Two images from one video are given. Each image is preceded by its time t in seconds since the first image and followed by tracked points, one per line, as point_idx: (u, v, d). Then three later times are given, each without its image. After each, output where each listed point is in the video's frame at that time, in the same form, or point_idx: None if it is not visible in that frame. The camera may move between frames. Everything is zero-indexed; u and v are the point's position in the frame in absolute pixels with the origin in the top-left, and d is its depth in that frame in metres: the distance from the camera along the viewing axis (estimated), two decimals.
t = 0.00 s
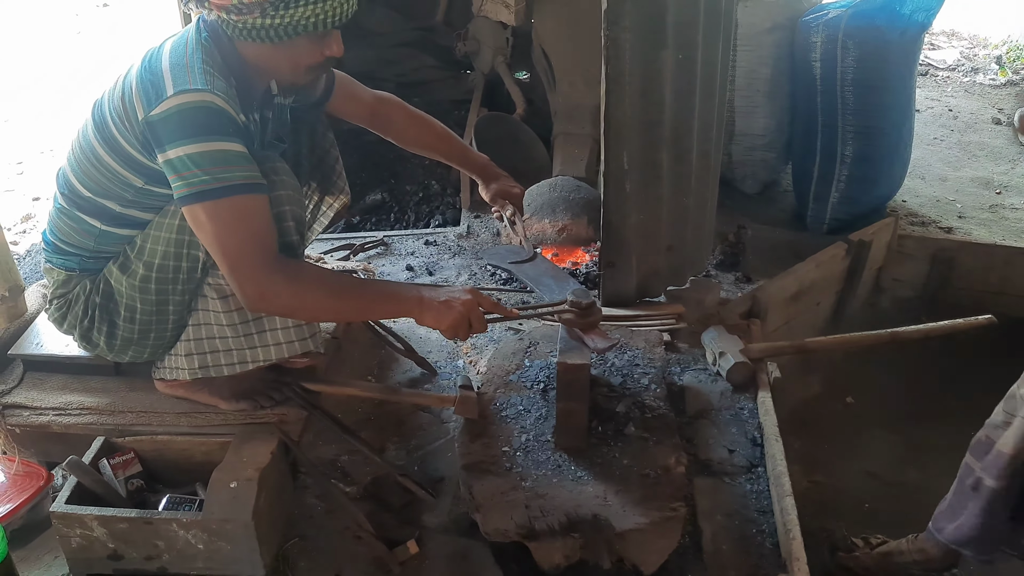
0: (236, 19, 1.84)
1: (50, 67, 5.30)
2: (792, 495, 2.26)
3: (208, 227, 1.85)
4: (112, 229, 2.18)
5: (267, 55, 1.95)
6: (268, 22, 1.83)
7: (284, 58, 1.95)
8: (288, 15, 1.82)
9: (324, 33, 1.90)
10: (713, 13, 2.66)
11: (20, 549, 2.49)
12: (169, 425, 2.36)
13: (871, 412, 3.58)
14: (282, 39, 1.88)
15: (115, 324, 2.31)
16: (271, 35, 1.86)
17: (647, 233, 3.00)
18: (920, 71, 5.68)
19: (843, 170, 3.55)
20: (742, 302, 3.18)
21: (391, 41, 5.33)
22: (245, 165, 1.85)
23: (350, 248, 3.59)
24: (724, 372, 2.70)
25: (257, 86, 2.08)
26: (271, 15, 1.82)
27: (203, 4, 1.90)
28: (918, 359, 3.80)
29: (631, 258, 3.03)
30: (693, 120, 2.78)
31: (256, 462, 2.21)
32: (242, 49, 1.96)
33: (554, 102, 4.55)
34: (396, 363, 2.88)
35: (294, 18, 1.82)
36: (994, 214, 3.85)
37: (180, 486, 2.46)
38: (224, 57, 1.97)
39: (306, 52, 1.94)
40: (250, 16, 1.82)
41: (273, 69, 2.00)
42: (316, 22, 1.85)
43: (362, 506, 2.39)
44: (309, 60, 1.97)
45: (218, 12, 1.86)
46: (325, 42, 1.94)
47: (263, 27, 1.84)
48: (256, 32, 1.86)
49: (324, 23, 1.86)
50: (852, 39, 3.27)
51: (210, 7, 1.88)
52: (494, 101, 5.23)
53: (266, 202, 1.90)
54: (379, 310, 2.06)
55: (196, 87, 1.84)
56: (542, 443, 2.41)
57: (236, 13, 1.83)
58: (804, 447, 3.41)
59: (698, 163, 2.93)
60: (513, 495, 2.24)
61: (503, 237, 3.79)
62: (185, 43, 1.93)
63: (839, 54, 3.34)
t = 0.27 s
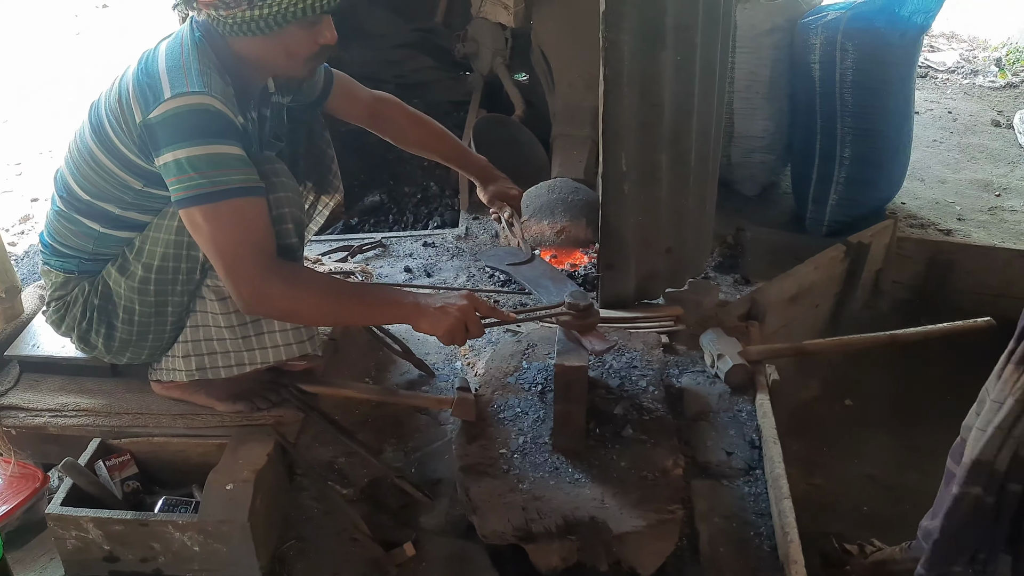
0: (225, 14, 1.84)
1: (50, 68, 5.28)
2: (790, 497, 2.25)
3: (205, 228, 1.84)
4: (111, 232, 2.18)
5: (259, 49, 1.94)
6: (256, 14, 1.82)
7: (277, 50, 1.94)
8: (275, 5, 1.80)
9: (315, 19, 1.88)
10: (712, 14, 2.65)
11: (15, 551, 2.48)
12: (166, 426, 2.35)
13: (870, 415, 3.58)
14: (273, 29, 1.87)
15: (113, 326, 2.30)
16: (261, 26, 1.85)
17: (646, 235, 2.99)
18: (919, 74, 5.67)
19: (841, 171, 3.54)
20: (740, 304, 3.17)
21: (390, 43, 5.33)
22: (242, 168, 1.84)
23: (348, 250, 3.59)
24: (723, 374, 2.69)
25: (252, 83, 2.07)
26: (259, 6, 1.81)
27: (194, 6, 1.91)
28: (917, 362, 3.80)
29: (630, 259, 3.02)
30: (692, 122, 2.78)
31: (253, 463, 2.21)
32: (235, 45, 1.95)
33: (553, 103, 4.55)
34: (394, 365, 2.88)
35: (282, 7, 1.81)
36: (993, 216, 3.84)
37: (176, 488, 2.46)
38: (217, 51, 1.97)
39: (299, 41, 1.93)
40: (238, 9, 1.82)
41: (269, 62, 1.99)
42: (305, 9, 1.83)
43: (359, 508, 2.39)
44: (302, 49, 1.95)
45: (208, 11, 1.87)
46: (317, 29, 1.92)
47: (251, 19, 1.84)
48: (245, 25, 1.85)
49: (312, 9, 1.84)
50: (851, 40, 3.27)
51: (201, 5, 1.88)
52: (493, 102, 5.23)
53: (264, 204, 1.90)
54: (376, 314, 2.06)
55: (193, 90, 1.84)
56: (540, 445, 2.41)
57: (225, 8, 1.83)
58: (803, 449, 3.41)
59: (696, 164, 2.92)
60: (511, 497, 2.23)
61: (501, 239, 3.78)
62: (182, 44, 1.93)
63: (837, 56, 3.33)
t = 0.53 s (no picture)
0: (225, 18, 1.83)
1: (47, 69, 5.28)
2: (787, 498, 2.25)
3: (202, 230, 1.84)
4: (108, 233, 2.17)
5: (257, 54, 1.94)
6: (258, 19, 1.82)
7: (276, 56, 1.95)
8: (277, 12, 1.81)
9: (314, 29, 1.90)
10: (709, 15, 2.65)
11: (10, 553, 2.47)
12: (161, 427, 2.34)
13: (868, 416, 3.57)
14: (272, 36, 1.87)
15: (109, 327, 2.29)
16: (261, 32, 1.85)
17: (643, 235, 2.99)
18: (918, 74, 5.68)
19: (840, 172, 3.54)
20: (738, 305, 3.17)
21: (388, 44, 5.34)
22: (238, 171, 1.84)
23: (346, 251, 3.58)
24: (721, 374, 2.67)
25: (250, 87, 2.07)
26: (261, 12, 1.81)
27: (191, 4, 1.88)
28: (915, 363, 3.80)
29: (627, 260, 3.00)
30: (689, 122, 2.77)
31: (249, 465, 2.20)
32: (234, 50, 1.95)
33: (550, 104, 4.54)
34: (391, 366, 2.87)
35: (284, 13, 1.81)
36: (991, 217, 3.84)
37: (172, 490, 2.45)
38: (214, 53, 1.96)
39: (298, 48, 1.94)
40: (239, 14, 1.82)
41: (265, 66, 1.99)
42: (308, 17, 1.84)
43: (355, 509, 2.38)
44: (302, 56, 1.96)
45: (206, 12, 1.85)
46: (317, 37, 1.93)
47: (251, 25, 1.84)
48: (245, 30, 1.85)
49: (315, 17, 1.86)
50: (848, 42, 3.26)
51: (198, 7, 1.86)
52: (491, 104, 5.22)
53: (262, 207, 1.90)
54: (374, 318, 2.06)
55: (190, 92, 1.84)
56: (537, 446, 2.40)
57: (225, 12, 1.82)
58: (801, 450, 3.40)
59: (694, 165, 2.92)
60: (507, 499, 2.23)
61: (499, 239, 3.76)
62: (180, 44, 1.92)
63: (835, 57, 3.33)
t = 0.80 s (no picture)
0: (239, 40, 1.82)
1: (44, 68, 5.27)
2: (786, 498, 2.24)
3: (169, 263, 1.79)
4: (107, 244, 2.15)
5: (269, 75, 1.92)
6: (273, 42, 1.81)
7: (287, 76, 1.92)
8: (293, 35, 1.80)
9: (329, 52, 1.89)
10: (707, 14, 2.63)
11: (7, 553, 2.47)
12: (158, 427, 2.34)
13: (867, 415, 3.57)
14: (286, 59, 1.86)
15: (106, 336, 2.28)
16: (275, 55, 1.84)
17: (641, 235, 2.98)
18: (916, 74, 5.68)
19: (838, 172, 3.56)
20: (736, 304, 3.16)
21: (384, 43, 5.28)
22: (218, 209, 1.78)
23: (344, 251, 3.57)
24: (718, 374, 2.69)
25: (252, 105, 2.03)
26: (276, 35, 1.80)
27: (203, 24, 1.86)
28: (913, 363, 3.80)
29: (625, 259, 3.01)
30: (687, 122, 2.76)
31: (246, 465, 2.19)
32: (243, 69, 1.92)
33: (548, 103, 4.54)
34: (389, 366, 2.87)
35: (300, 36, 1.80)
36: (990, 216, 3.84)
37: (169, 490, 2.44)
38: (221, 72, 1.93)
39: (310, 70, 1.92)
40: (254, 37, 1.81)
41: (274, 86, 1.96)
42: (323, 41, 1.84)
43: (353, 510, 2.38)
44: (313, 76, 1.94)
45: (220, 35, 1.83)
46: (330, 59, 1.91)
47: (266, 47, 1.82)
48: (259, 52, 1.84)
49: (331, 42, 1.85)
50: (847, 41, 3.26)
51: (210, 27, 1.84)
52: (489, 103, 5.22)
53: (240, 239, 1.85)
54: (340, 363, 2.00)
55: (193, 123, 1.79)
56: (535, 446, 2.40)
57: (240, 34, 1.81)
58: (800, 449, 3.40)
59: (692, 165, 2.91)
60: (506, 499, 2.22)
61: (498, 238, 3.77)
62: (188, 66, 1.86)
63: (834, 56, 3.33)
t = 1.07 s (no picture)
0: (261, 65, 1.79)
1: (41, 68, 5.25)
2: (784, 497, 2.24)
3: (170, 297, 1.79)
4: (110, 271, 2.11)
5: (285, 101, 1.88)
6: (296, 69, 1.80)
7: (304, 102, 1.90)
8: (317, 62, 1.79)
9: (348, 80, 1.88)
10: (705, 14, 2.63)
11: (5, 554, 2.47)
12: (156, 429, 2.33)
13: (865, 414, 3.57)
14: (306, 86, 1.84)
15: (115, 359, 2.28)
16: (296, 81, 1.82)
17: (639, 234, 2.98)
18: (913, 73, 5.68)
19: (836, 171, 3.54)
20: (734, 304, 3.16)
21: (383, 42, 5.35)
22: (228, 246, 1.78)
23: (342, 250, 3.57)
24: (717, 374, 2.67)
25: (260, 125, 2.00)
26: (302, 61, 1.78)
27: (220, 48, 1.81)
28: (911, 362, 3.80)
29: (623, 259, 3.04)
30: (685, 121, 2.76)
31: (244, 465, 2.19)
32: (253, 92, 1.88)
33: (546, 102, 4.53)
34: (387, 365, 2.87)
35: (323, 64, 1.80)
36: (988, 215, 3.84)
37: (167, 491, 2.44)
38: (229, 97, 1.87)
39: (327, 96, 1.91)
40: (277, 62, 1.78)
41: (284, 110, 1.92)
42: (345, 68, 1.84)
43: (351, 510, 2.38)
44: (329, 102, 1.93)
45: (240, 60, 1.80)
46: (347, 85, 1.91)
47: (288, 73, 1.80)
48: (279, 78, 1.81)
49: (351, 69, 1.85)
50: (845, 39, 3.26)
51: (229, 51, 1.80)
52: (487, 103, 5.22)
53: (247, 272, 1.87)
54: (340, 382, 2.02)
55: (207, 162, 1.75)
56: (533, 446, 2.40)
57: (262, 60, 1.78)
58: (798, 448, 3.40)
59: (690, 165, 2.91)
60: (504, 499, 2.22)
61: (496, 238, 3.76)
62: (198, 97, 1.80)
63: (832, 55, 3.32)
